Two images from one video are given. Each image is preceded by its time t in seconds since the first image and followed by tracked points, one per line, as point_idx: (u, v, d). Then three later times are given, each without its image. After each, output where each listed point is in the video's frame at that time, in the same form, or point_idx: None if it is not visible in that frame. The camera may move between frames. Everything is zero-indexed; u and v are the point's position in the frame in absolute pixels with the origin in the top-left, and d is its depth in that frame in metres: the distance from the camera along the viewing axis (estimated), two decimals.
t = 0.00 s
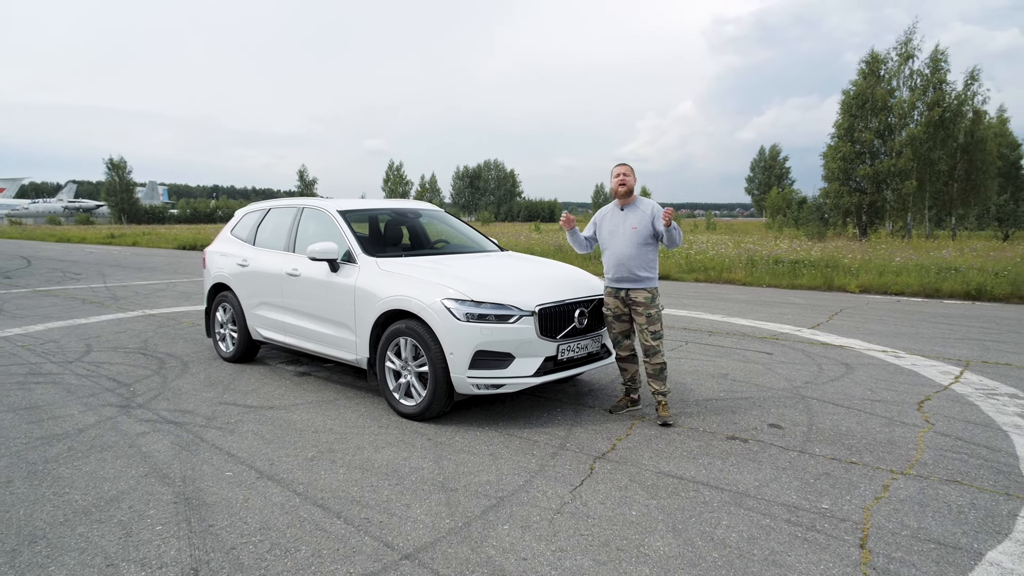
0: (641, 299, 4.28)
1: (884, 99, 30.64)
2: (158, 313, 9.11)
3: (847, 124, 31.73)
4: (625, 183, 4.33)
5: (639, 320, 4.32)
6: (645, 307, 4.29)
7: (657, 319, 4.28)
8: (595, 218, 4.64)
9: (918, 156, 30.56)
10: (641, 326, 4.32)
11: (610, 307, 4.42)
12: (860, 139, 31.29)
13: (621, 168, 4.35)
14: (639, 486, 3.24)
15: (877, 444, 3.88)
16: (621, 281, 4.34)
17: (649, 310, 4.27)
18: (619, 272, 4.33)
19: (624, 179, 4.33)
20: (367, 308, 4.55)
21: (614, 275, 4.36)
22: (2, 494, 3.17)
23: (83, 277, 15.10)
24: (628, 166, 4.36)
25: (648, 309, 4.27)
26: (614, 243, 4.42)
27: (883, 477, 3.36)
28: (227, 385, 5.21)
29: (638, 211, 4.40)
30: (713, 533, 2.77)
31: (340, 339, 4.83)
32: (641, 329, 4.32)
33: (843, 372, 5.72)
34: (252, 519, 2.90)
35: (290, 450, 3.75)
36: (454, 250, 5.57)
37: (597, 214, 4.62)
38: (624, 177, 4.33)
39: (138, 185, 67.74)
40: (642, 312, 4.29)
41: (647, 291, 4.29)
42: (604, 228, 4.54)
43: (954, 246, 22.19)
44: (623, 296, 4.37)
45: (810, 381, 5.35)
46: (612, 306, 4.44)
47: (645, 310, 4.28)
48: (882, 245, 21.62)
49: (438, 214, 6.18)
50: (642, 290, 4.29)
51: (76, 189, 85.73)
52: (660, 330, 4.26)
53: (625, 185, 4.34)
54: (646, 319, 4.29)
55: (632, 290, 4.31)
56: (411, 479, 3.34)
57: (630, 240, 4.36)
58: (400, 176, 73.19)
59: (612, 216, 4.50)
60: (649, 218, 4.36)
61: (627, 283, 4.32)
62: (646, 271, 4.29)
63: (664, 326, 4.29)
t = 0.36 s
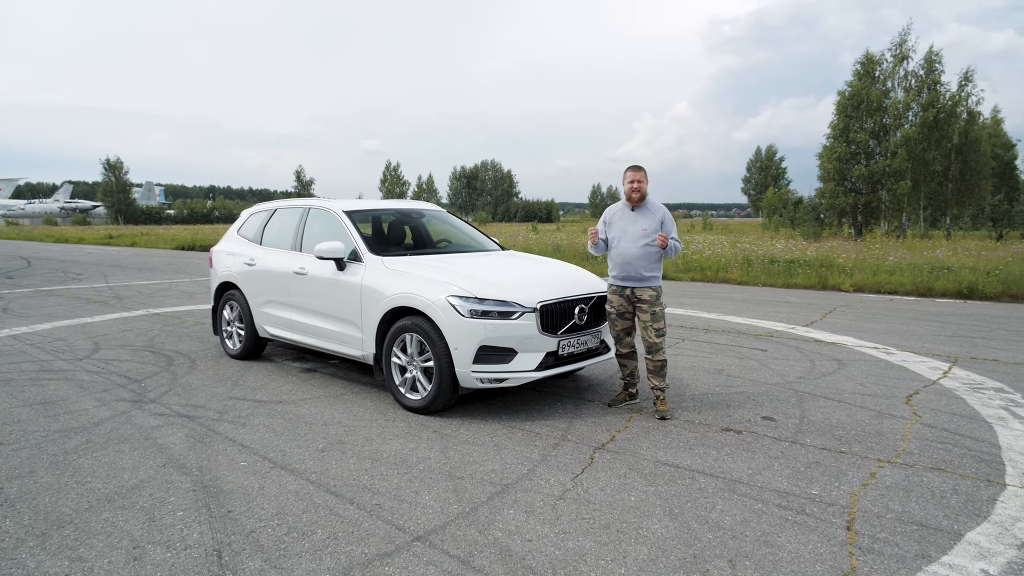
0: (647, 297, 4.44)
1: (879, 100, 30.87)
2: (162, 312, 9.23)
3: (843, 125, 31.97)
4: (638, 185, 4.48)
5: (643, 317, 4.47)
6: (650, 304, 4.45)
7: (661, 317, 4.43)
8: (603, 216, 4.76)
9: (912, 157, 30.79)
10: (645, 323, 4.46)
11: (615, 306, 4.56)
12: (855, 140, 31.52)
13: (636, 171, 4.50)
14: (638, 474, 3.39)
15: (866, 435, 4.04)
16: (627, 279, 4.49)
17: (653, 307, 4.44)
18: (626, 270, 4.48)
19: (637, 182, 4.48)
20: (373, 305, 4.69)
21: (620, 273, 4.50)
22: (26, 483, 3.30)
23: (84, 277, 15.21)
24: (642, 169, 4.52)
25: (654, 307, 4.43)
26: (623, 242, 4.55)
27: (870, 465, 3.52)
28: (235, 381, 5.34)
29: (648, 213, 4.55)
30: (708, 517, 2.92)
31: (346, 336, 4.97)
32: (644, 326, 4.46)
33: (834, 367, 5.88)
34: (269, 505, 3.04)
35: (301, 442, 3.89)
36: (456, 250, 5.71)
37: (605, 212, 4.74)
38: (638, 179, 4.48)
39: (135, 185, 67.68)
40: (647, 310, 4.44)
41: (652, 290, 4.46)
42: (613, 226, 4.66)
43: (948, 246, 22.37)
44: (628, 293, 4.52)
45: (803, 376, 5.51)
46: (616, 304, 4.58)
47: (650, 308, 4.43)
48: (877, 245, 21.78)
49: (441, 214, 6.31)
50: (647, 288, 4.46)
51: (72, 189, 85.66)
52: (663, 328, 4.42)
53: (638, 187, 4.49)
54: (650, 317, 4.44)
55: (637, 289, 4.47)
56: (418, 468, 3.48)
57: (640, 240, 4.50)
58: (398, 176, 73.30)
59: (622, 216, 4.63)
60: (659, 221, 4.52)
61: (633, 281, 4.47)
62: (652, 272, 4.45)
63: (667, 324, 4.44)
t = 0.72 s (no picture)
0: (657, 295, 4.58)
1: (874, 101, 31.09)
2: (167, 311, 9.36)
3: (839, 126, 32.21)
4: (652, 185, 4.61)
5: (651, 314, 4.61)
6: (659, 302, 4.58)
7: (669, 315, 4.57)
8: (617, 213, 4.87)
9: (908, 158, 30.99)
10: (652, 319, 4.61)
11: (625, 303, 4.70)
12: (851, 141, 31.74)
13: (651, 170, 4.63)
14: (637, 463, 3.54)
15: (856, 426, 4.19)
16: (639, 276, 4.61)
17: (662, 305, 4.57)
18: (639, 268, 4.60)
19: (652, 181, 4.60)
20: (380, 302, 4.84)
21: (633, 270, 4.63)
22: (51, 471, 3.44)
23: (87, 276, 15.33)
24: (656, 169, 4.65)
25: (663, 304, 4.57)
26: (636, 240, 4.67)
27: (860, 454, 3.68)
28: (244, 377, 5.48)
29: (661, 212, 4.68)
30: (704, 501, 3.07)
31: (353, 332, 5.11)
32: (652, 323, 4.61)
33: (828, 363, 6.04)
34: (285, 491, 3.18)
35: (312, 434, 4.03)
36: (459, 249, 5.86)
37: (619, 210, 4.85)
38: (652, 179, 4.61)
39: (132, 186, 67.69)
40: (655, 307, 4.58)
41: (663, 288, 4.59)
42: (626, 224, 4.77)
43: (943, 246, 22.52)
44: (639, 290, 4.66)
45: (797, 371, 5.67)
46: (627, 301, 4.72)
47: (659, 305, 4.57)
48: (872, 245, 21.93)
49: (444, 214, 6.45)
50: (657, 286, 4.59)
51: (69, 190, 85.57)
52: (670, 325, 4.57)
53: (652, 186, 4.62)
54: (657, 314, 4.58)
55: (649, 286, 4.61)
56: (427, 457, 3.62)
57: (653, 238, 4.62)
58: (395, 177, 73.44)
59: (636, 214, 4.75)
60: (672, 221, 4.65)
61: (646, 279, 4.60)
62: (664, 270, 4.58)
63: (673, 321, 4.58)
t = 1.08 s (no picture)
0: (664, 295, 4.71)
1: (870, 103, 31.39)
2: (171, 312, 9.47)
3: (834, 128, 32.48)
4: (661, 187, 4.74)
5: (658, 314, 4.74)
6: (666, 302, 4.72)
7: (675, 315, 4.71)
8: (629, 214, 5.01)
9: (903, 160, 31.26)
10: (657, 319, 4.74)
11: (632, 302, 4.79)
12: (847, 143, 32.00)
13: (660, 173, 4.76)
14: (637, 455, 3.67)
15: (848, 421, 4.34)
16: (648, 276, 4.76)
17: (669, 305, 4.71)
18: (648, 268, 4.76)
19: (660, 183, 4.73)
20: (386, 302, 4.96)
21: (643, 270, 4.78)
22: (71, 464, 3.56)
23: (87, 278, 15.42)
24: (665, 172, 4.77)
25: (670, 304, 4.71)
26: (646, 240, 4.82)
27: (851, 446, 3.82)
28: (252, 375, 5.60)
29: (671, 214, 4.80)
30: (702, 490, 3.21)
31: (360, 331, 5.24)
32: (657, 322, 4.74)
33: (822, 361, 6.19)
34: (299, 482, 3.31)
35: (322, 429, 4.16)
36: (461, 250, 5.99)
37: (631, 210, 4.99)
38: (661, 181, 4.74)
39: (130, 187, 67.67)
40: (663, 307, 4.71)
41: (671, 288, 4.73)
42: (637, 225, 4.92)
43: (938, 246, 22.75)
44: (647, 290, 4.78)
45: (792, 369, 5.81)
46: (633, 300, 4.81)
47: (667, 305, 4.71)
48: (867, 246, 22.11)
49: (446, 215, 6.59)
50: (665, 287, 4.73)
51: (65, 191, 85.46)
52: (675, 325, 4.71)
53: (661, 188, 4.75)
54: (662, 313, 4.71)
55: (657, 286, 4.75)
56: (434, 450, 3.75)
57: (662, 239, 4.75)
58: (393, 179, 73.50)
59: (646, 215, 4.88)
60: (681, 222, 4.77)
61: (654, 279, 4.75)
62: (672, 271, 4.72)
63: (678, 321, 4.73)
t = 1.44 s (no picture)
0: (667, 300, 4.86)
1: (865, 110, 31.68)
2: (176, 316, 9.58)
3: (830, 134, 32.76)
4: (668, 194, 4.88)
5: (661, 317, 4.90)
6: (670, 306, 4.87)
7: (677, 319, 4.88)
8: (636, 220, 5.15)
9: (898, 165, 31.53)
10: (661, 322, 4.91)
11: (635, 305, 4.93)
12: (842, 148, 32.28)
13: (667, 180, 4.90)
14: (639, 452, 3.81)
15: (842, 420, 4.48)
16: (652, 281, 4.90)
17: (672, 309, 4.87)
18: (653, 273, 4.90)
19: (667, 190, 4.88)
20: (394, 305, 5.10)
21: (647, 275, 4.92)
22: (93, 460, 3.68)
23: (89, 282, 15.51)
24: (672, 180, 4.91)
25: (673, 308, 4.87)
26: (652, 246, 4.96)
27: (845, 444, 3.96)
28: (261, 377, 5.72)
29: (677, 221, 4.95)
30: (701, 485, 3.34)
31: (367, 333, 5.37)
32: (660, 325, 4.90)
33: (817, 364, 6.33)
34: (314, 478, 3.44)
35: (333, 427, 4.29)
36: (465, 254, 6.13)
37: (638, 216, 5.13)
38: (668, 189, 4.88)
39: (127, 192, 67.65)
40: (666, 310, 4.87)
41: (674, 293, 4.87)
42: (643, 230, 5.06)
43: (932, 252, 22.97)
44: (650, 294, 4.92)
45: (788, 371, 5.95)
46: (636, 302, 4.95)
47: (670, 309, 4.87)
48: (863, 252, 22.29)
49: (449, 220, 6.72)
50: (668, 291, 4.87)
51: (61, 196, 85.36)
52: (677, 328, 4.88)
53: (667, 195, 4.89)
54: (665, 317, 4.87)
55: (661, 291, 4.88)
56: (442, 448, 3.89)
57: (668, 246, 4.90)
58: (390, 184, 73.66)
59: (653, 221, 5.02)
60: (686, 229, 4.91)
61: (658, 284, 4.88)
62: (676, 276, 4.87)
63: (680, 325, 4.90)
